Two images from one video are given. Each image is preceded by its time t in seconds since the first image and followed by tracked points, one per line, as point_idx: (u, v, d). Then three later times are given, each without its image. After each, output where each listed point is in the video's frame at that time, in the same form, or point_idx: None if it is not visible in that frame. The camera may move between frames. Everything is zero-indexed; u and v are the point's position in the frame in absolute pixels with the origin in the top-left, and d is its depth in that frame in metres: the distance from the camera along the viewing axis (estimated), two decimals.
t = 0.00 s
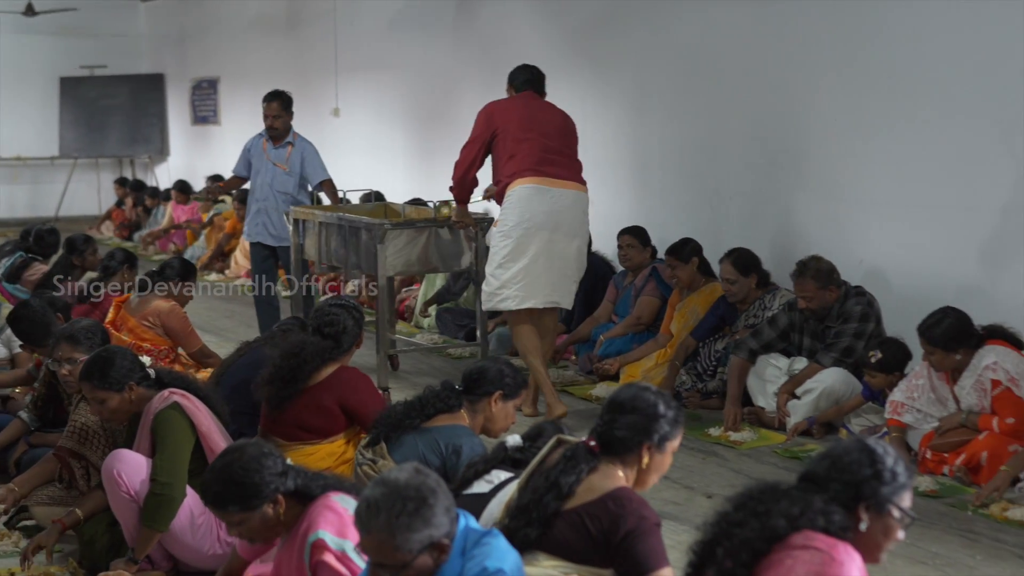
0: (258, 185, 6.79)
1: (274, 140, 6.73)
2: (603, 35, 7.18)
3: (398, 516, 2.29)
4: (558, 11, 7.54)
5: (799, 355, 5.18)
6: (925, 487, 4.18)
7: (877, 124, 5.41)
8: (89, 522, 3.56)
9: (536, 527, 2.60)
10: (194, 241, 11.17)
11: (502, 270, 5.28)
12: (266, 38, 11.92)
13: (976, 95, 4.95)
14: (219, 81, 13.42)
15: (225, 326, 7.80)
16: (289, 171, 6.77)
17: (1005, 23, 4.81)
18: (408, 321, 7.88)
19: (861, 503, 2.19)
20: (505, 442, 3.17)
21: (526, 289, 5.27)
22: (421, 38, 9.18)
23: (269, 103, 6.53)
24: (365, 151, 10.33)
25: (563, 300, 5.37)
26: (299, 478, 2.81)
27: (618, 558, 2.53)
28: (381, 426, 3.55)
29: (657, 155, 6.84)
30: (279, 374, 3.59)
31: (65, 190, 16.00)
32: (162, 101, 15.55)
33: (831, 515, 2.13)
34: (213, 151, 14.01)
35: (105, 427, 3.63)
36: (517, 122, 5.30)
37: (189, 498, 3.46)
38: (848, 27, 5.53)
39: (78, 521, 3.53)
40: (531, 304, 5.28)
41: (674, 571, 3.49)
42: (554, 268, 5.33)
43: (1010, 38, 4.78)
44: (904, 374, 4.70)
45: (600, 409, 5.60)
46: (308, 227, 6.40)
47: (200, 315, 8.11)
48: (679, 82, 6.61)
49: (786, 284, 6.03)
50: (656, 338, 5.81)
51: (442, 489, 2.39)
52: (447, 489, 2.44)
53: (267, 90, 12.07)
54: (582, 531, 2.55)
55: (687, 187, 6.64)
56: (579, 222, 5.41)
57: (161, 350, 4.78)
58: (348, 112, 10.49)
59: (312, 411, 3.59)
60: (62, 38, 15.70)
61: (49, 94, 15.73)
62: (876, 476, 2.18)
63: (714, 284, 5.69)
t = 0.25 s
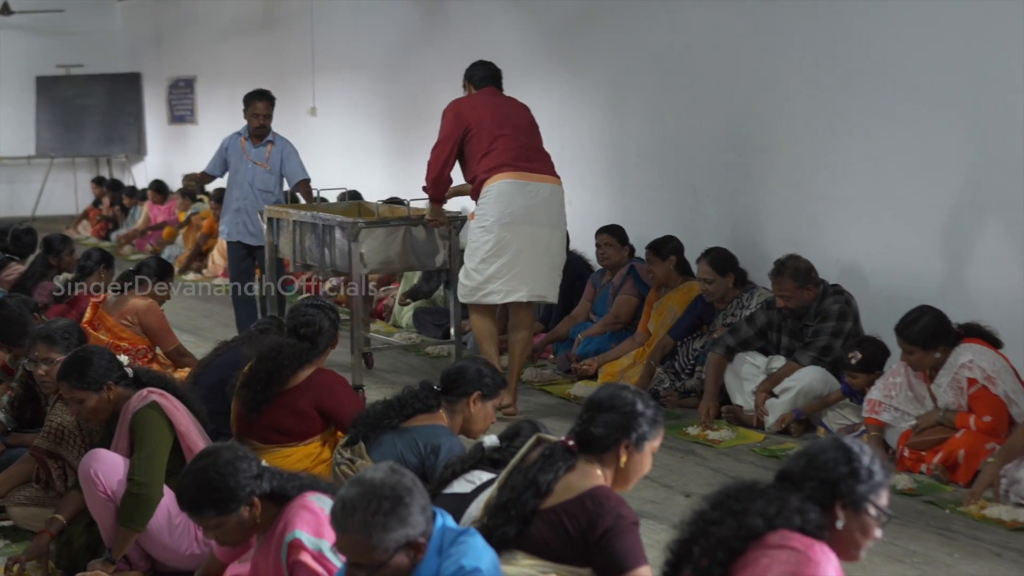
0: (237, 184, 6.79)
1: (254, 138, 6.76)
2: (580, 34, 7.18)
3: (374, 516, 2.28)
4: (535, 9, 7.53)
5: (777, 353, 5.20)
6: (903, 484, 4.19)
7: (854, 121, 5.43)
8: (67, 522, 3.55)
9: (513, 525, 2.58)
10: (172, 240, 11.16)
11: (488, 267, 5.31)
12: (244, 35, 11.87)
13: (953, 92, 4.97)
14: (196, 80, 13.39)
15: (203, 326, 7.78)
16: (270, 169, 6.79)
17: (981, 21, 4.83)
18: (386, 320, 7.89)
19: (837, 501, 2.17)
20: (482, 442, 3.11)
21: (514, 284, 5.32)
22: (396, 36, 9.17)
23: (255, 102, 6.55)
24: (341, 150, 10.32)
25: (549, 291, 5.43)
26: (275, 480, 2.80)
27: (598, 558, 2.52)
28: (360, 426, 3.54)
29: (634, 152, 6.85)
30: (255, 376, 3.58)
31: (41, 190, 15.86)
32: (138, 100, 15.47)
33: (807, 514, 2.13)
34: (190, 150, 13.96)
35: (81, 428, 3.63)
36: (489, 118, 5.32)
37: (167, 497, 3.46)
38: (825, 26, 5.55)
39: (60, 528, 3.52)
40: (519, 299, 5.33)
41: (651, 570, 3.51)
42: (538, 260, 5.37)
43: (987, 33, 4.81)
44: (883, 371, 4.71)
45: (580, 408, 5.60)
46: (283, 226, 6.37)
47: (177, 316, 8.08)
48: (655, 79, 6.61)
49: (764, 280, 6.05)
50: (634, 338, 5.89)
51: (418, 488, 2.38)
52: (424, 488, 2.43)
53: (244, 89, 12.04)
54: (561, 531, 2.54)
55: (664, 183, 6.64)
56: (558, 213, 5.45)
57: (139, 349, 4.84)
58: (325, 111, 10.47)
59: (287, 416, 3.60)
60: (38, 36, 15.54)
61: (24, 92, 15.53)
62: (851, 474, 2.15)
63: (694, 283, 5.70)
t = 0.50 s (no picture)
0: (218, 183, 6.80)
1: (235, 137, 6.77)
2: (556, 33, 7.18)
3: (349, 517, 2.27)
4: (511, 9, 7.54)
5: (753, 351, 5.21)
6: (879, 482, 4.19)
7: (831, 120, 5.48)
8: (42, 523, 3.55)
9: (489, 523, 2.57)
10: (148, 240, 11.15)
11: (464, 265, 5.32)
12: (222, 34, 11.84)
13: (933, 93, 5.02)
14: (172, 79, 13.36)
15: (179, 326, 7.74)
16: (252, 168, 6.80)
17: (962, 23, 4.88)
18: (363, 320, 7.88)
19: (810, 498, 2.17)
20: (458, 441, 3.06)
21: (491, 280, 5.34)
22: (372, 35, 9.18)
23: (237, 102, 6.54)
24: (317, 149, 10.30)
25: (525, 286, 5.45)
26: (247, 481, 2.79)
27: (573, 557, 2.51)
28: (337, 424, 3.54)
29: (611, 152, 6.86)
30: (224, 378, 3.57)
31: (17, 189, 15.72)
32: (114, 100, 15.39)
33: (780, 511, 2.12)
34: (167, 149, 13.92)
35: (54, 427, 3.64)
36: (458, 116, 5.32)
37: (143, 497, 3.45)
38: (803, 26, 5.57)
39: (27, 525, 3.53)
40: (496, 295, 5.35)
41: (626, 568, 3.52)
42: (513, 256, 5.39)
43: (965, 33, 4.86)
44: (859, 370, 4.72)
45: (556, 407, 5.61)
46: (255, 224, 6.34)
47: (153, 316, 8.04)
48: (630, 78, 6.63)
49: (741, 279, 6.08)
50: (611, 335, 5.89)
51: (393, 488, 2.37)
52: (399, 488, 2.42)
53: (222, 89, 12.02)
54: (537, 529, 2.53)
55: (641, 183, 6.66)
56: (531, 208, 5.47)
57: (113, 349, 4.86)
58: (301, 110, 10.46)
59: (256, 417, 3.58)
60: (13, 35, 15.44)
61: None
62: (823, 470, 2.16)
63: (670, 283, 5.69)
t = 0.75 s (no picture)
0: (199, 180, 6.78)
1: (214, 134, 6.74)
2: (534, 32, 7.17)
3: (326, 517, 2.26)
4: (489, 8, 7.53)
5: (730, 349, 5.23)
6: (856, 480, 4.21)
7: (807, 120, 5.51)
8: (19, 523, 3.54)
9: (466, 522, 2.57)
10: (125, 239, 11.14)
11: (430, 265, 5.33)
12: (200, 32, 11.80)
13: (909, 93, 5.05)
14: (150, 77, 13.31)
15: (156, 325, 7.72)
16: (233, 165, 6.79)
17: (938, 23, 4.91)
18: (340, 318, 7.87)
19: (783, 495, 2.18)
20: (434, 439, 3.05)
21: (458, 280, 5.35)
22: (349, 34, 9.17)
23: (219, 101, 6.52)
24: (295, 147, 10.29)
25: (493, 285, 5.45)
26: (225, 481, 2.79)
27: (550, 556, 2.51)
28: (315, 424, 3.54)
29: (589, 151, 6.87)
30: (195, 377, 3.56)
31: None
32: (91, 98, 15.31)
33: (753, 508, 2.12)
34: (145, 147, 13.86)
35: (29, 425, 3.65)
36: (423, 116, 5.33)
37: (120, 497, 3.43)
38: (780, 26, 5.59)
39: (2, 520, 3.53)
40: (464, 295, 5.36)
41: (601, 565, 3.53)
42: (480, 255, 5.40)
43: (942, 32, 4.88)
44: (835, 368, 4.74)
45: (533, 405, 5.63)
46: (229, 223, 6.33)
47: (131, 316, 8.01)
48: (608, 77, 6.63)
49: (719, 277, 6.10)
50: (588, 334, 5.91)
51: (371, 488, 2.37)
52: (376, 488, 2.41)
53: (200, 87, 11.98)
54: (515, 527, 2.52)
55: (619, 181, 6.67)
56: (498, 207, 5.47)
57: (90, 348, 4.86)
58: (279, 109, 10.44)
59: (230, 416, 3.57)
60: None
61: None
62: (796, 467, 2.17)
63: (648, 280, 5.72)
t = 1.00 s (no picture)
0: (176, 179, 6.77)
1: (191, 132, 6.72)
2: (511, 30, 7.17)
3: (300, 517, 2.26)
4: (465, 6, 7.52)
5: (708, 347, 5.26)
6: (833, 477, 4.23)
7: (783, 117, 5.52)
8: None
9: (443, 520, 2.56)
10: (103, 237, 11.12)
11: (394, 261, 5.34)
12: (177, 30, 11.77)
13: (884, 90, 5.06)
14: (127, 75, 13.28)
15: (134, 325, 7.69)
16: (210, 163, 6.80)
17: (915, 20, 4.92)
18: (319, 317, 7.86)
19: (755, 490, 2.18)
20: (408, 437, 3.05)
21: (422, 276, 5.35)
22: (325, 32, 9.16)
23: (194, 100, 6.51)
24: (272, 145, 10.27)
25: (459, 281, 5.45)
26: (201, 480, 2.79)
27: (528, 555, 2.51)
28: (292, 423, 3.54)
29: (567, 149, 6.87)
30: (165, 376, 3.56)
31: None
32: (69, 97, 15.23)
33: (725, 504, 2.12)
34: (123, 146, 13.81)
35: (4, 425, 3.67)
36: (386, 115, 5.35)
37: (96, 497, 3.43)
38: (756, 24, 5.60)
39: None
40: (428, 291, 5.36)
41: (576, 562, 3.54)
42: (445, 251, 5.39)
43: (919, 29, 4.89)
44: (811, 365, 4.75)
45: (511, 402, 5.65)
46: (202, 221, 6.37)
47: (108, 316, 7.97)
48: (585, 75, 6.64)
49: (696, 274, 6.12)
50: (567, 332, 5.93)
51: (347, 487, 2.36)
52: (352, 486, 2.40)
53: (177, 85, 11.94)
54: (491, 526, 2.52)
55: (596, 179, 6.68)
56: (465, 204, 5.46)
57: (66, 348, 4.88)
58: (256, 107, 10.42)
59: (204, 415, 3.57)
60: None
61: None
62: (767, 462, 2.17)
63: (625, 278, 5.70)
